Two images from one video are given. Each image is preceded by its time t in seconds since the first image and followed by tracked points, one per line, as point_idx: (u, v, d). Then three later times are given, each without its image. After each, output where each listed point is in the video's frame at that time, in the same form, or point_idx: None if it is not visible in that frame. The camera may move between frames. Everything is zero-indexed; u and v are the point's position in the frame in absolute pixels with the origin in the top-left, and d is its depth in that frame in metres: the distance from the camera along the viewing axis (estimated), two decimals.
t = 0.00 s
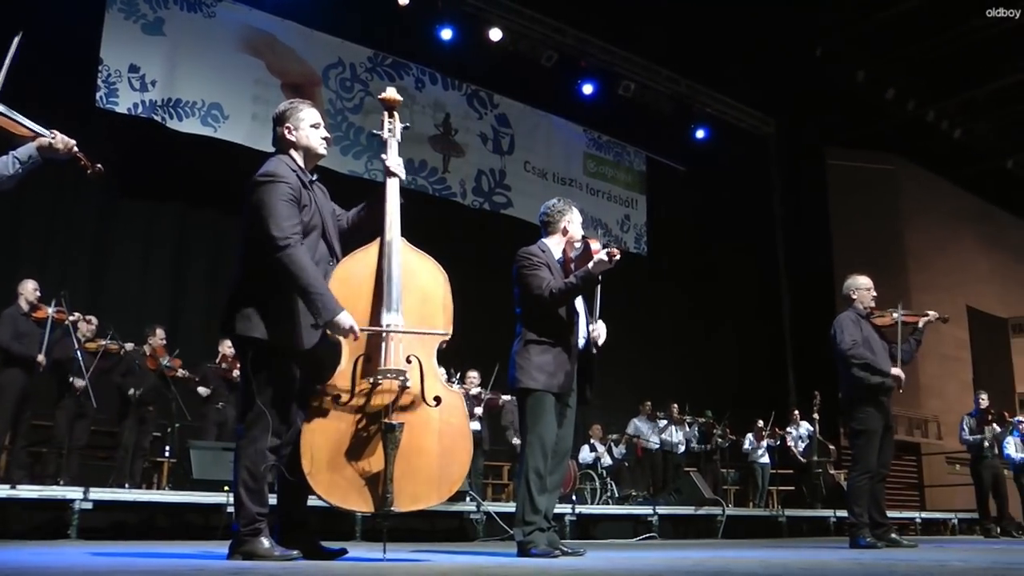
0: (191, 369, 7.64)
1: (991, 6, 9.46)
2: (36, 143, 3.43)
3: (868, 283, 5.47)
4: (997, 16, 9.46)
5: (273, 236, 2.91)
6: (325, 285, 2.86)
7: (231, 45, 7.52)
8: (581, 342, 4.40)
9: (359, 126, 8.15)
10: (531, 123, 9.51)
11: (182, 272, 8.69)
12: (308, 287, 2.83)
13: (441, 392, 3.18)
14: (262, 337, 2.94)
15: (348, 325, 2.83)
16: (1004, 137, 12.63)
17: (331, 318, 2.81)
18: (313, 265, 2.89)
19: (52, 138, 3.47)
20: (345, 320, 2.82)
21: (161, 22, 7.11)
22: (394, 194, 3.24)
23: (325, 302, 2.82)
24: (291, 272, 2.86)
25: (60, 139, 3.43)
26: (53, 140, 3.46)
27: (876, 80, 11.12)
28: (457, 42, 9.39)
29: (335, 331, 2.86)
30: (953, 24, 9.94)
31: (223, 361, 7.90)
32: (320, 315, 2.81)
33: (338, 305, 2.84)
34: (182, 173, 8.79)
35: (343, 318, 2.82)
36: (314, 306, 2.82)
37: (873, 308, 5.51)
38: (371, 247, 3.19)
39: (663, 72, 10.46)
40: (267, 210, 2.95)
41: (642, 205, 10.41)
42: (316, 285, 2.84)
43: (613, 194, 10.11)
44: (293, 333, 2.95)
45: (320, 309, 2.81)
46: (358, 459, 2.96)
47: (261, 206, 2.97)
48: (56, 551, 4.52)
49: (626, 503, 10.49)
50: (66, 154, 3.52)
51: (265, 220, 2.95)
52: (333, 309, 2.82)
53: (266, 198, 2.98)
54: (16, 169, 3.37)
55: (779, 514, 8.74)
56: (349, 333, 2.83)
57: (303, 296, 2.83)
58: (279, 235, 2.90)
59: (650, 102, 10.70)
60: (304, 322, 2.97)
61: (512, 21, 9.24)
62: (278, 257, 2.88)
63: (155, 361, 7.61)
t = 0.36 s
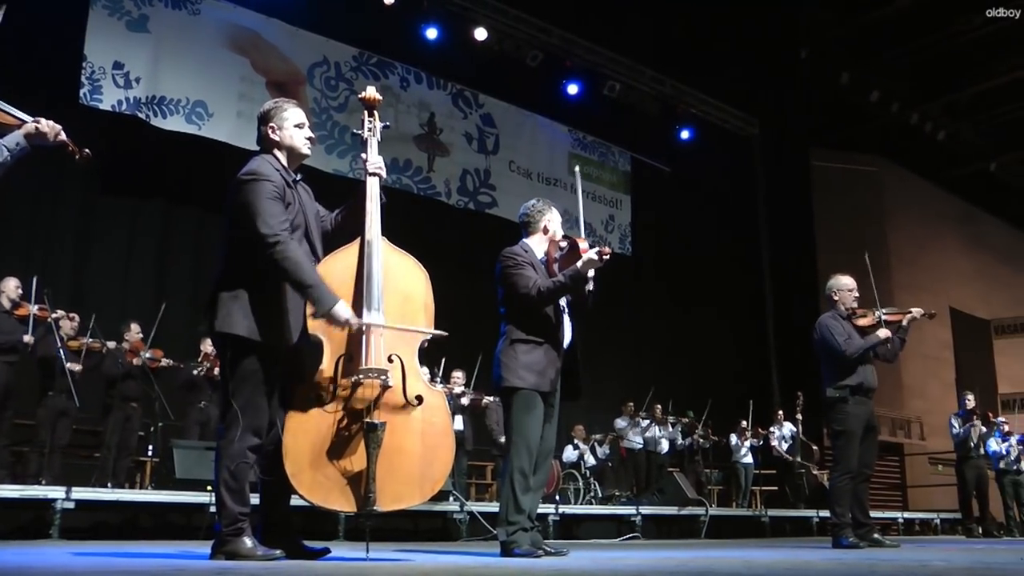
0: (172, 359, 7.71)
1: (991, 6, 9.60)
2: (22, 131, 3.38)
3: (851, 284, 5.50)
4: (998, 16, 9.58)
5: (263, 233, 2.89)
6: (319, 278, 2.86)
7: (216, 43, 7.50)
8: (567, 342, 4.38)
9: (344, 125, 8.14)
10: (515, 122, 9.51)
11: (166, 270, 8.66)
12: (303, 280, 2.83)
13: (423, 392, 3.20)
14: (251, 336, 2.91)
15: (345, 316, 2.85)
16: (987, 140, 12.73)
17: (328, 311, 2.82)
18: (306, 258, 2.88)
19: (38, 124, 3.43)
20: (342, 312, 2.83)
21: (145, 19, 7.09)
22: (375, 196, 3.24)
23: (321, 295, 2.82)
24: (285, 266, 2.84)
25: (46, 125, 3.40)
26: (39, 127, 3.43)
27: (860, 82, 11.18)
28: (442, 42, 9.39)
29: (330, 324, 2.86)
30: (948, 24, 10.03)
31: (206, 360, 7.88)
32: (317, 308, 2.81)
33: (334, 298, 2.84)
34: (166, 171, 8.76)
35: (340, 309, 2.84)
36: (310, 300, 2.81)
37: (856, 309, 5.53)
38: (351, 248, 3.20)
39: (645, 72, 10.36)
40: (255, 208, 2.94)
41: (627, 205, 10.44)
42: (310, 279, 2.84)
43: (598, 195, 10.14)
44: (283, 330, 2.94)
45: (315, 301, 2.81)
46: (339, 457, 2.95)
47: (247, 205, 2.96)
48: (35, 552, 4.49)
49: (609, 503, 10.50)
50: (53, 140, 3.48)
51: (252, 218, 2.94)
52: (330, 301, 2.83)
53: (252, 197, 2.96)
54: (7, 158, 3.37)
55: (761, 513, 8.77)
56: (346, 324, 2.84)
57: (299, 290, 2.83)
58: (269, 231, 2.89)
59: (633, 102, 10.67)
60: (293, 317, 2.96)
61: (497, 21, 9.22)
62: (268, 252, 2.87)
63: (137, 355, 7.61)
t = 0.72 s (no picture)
0: (160, 356, 7.69)
1: (989, 6, 9.76)
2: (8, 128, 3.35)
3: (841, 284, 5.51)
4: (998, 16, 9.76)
5: (233, 228, 2.88)
6: (281, 277, 2.81)
7: (204, 41, 7.48)
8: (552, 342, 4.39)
9: (333, 124, 8.13)
10: (504, 122, 9.52)
11: (154, 268, 8.63)
12: (264, 279, 2.79)
13: (412, 391, 3.19)
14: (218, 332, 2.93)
15: (309, 316, 2.76)
16: (975, 142, 12.85)
17: (287, 310, 2.75)
18: (270, 258, 2.85)
19: (26, 121, 3.36)
20: (303, 311, 2.75)
21: (134, 17, 7.07)
22: (364, 195, 3.23)
23: (282, 293, 2.77)
24: (249, 264, 2.83)
25: (32, 121, 3.34)
26: (24, 124, 3.36)
27: (849, 83, 11.24)
28: (431, 41, 9.38)
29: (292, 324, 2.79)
30: (942, 24, 10.16)
31: (194, 358, 7.86)
32: (275, 306, 2.76)
33: (295, 297, 2.78)
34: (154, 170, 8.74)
35: (302, 310, 2.75)
36: (268, 298, 2.77)
37: (845, 309, 5.55)
38: (339, 246, 3.18)
39: (634, 72, 10.37)
40: (232, 205, 2.94)
41: (615, 205, 10.47)
42: (271, 278, 2.79)
43: (587, 195, 10.17)
44: (246, 328, 2.94)
45: (275, 299, 2.76)
46: (329, 455, 2.95)
47: (226, 202, 2.96)
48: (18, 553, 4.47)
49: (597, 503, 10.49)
50: (40, 137, 3.41)
51: (227, 215, 2.93)
52: (291, 301, 2.77)
53: (232, 194, 2.96)
54: None
55: (749, 513, 8.78)
56: (308, 324, 2.76)
57: (260, 287, 2.79)
58: (239, 227, 2.88)
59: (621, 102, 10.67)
60: (255, 313, 2.96)
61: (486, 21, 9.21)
62: (235, 249, 2.86)
63: (124, 351, 7.60)
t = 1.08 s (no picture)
0: (146, 356, 7.63)
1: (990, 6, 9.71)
2: None
3: (826, 286, 5.53)
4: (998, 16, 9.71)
5: (242, 223, 2.86)
6: (304, 264, 2.82)
7: (192, 37, 7.44)
8: (539, 342, 4.39)
9: (322, 122, 8.11)
10: (493, 121, 9.52)
11: (139, 265, 8.58)
12: (289, 268, 2.79)
13: (398, 391, 3.21)
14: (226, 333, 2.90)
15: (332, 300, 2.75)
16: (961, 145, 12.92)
17: (314, 294, 2.75)
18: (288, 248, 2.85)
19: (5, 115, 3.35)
20: (328, 295, 2.75)
21: (122, 12, 7.03)
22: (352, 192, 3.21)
23: (308, 278, 2.78)
24: (267, 256, 2.82)
25: (13, 115, 3.35)
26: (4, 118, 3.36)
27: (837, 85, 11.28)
28: (420, 40, 9.36)
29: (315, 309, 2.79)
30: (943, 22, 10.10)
31: (179, 356, 7.84)
32: (303, 292, 2.76)
33: (319, 282, 2.78)
34: (141, 167, 8.69)
35: (324, 293, 2.76)
36: (296, 285, 2.77)
37: (832, 310, 5.57)
38: (328, 244, 3.20)
39: (623, 73, 10.35)
40: (233, 204, 2.91)
41: (603, 205, 10.53)
42: (297, 264, 2.80)
43: (575, 196, 10.19)
44: (261, 328, 2.95)
45: (303, 285, 2.77)
46: (314, 456, 2.94)
47: (224, 202, 2.93)
48: None
49: (583, 503, 10.50)
50: (19, 131, 3.42)
51: (230, 214, 2.90)
52: (316, 285, 2.77)
53: (230, 193, 2.93)
54: None
55: (734, 513, 8.80)
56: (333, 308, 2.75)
57: (285, 277, 2.79)
58: (249, 224, 2.86)
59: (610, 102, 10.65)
60: (270, 305, 2.99)
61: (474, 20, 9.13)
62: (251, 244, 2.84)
63: (108, 351, 7.54)
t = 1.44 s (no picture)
0: (123, 356, 7.57)
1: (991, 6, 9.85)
2: None
3: (806, 288, 5.56)
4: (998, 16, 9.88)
5: (201, 223, 2.85)
6: (247, 270, 2.78)
7: (172, 31, 7.39)
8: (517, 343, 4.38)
9: (303, 119, 8.07)
10: (474, 121, 9.52)
11: (117, 261, 8.51)
12: (231, 271, 2.76)
13: (381, 392, 3.18)
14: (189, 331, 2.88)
15: (273, 307, 2.72)
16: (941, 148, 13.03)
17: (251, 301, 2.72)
18: (237, 251, 2.82)
19: None
20: (267, 302, 2.72)
21: (102, 5, 6.97)
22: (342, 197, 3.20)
23: (248, 284, 2.75)
24: (215, 257, 2.80)
25: None
26: None
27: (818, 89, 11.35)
28: (402, 39, 9.33)
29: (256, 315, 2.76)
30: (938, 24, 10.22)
31: (157, 355, 7.78)
32: (240, 298, 2.73)
33: (260, 289, 2.75)
34: (118, 163, 8.62)
35: (267, 300, 2.72)
36: (234, 291, 2.74)
37: (810, 313, 5.61)
38: (317, 245, 3.14)
39: (605, 74, 10.39)
40: (199, 198, 2.90)
41: (584, 206, 10.59)
42: (237, 269, 2.77)
43: (556, 196, 10.23)
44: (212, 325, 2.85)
45: (240, 291, 2.74)
46: (302, 446, 2.94)
47: (192, 196, 2.93)
48: None
49: (561, 504, 10.50)
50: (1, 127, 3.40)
51: (195, 209, 2.90)
52: (256, 293, 2.74)
53: (198, 188, 2.93)
54: None
55: (711, 515, 8.84)
56: (272, 316, 2.72)
57: (227, 279, 2.77)
58: (206, 220, 2.85)
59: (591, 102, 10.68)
60: (221, 310, 2.88)
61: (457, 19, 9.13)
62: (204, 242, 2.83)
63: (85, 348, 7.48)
